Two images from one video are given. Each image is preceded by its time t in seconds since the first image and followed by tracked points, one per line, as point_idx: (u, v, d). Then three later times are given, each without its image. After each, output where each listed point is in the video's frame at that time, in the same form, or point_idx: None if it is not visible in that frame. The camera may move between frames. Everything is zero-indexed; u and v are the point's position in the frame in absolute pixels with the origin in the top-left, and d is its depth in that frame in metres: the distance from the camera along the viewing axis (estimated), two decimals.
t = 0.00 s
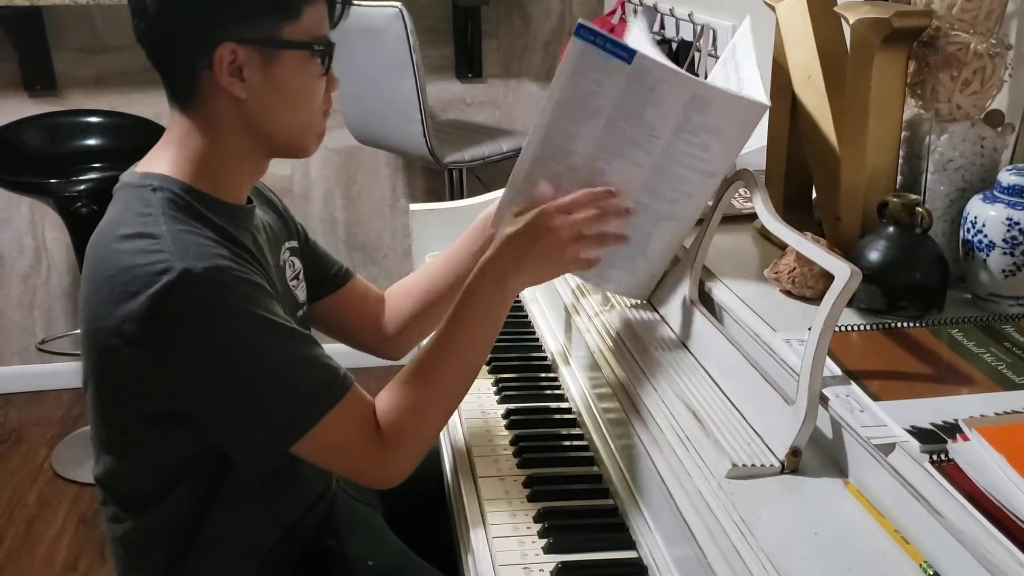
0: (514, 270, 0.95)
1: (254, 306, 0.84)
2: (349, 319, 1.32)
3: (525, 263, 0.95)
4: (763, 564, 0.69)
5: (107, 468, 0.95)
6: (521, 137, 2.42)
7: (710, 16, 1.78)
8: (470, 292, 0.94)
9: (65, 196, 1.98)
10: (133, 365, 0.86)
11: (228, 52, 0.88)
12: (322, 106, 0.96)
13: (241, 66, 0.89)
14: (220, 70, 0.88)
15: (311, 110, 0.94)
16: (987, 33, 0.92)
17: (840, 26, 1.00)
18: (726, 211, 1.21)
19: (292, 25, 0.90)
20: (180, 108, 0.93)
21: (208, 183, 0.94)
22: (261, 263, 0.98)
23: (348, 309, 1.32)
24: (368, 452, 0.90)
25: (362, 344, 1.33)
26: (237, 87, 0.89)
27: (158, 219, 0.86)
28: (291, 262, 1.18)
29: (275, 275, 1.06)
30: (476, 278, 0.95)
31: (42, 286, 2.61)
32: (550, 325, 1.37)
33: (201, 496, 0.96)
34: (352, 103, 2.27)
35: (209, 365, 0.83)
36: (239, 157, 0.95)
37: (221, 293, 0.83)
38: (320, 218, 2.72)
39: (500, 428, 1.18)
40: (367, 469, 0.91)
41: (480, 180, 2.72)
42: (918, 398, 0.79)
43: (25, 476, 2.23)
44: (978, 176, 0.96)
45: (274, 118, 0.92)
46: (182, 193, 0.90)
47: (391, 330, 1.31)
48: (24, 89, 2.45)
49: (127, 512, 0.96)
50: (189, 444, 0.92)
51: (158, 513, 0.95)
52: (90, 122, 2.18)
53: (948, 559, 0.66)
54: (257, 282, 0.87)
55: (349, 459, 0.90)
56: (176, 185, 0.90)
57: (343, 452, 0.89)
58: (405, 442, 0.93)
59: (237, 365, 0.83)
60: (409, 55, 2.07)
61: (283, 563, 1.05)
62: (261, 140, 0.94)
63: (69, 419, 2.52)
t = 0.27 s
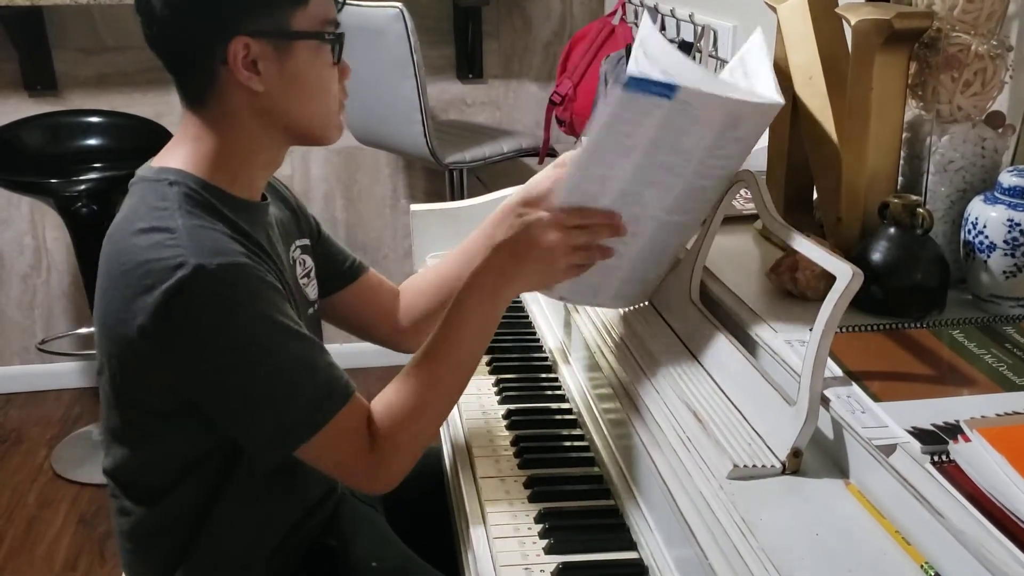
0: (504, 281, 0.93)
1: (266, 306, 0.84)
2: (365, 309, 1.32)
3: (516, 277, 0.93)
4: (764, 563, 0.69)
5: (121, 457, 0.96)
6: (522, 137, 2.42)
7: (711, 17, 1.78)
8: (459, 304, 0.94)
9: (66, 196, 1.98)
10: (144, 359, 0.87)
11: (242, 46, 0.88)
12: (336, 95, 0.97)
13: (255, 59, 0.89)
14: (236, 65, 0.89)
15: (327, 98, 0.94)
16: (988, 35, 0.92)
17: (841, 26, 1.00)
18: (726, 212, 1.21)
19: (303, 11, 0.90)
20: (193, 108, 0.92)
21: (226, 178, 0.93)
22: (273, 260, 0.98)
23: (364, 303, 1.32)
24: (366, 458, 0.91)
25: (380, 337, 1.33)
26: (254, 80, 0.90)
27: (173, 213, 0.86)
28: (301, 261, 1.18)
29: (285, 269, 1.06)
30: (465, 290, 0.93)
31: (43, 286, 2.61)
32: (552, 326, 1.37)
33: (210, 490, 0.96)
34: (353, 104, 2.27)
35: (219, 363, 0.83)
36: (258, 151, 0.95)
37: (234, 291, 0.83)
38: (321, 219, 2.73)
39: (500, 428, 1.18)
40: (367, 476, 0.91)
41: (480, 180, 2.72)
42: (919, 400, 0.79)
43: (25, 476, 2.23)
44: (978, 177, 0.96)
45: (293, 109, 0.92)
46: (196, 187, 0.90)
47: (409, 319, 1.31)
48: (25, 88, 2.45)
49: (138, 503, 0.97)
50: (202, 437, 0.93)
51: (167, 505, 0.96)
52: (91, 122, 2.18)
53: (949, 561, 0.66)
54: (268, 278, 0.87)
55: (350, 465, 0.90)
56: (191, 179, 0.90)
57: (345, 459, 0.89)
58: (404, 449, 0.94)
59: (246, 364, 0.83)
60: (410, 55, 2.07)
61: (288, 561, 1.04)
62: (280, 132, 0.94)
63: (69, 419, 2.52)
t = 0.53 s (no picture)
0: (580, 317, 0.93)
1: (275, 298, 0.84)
2: (367, 296, 1.33)
3: (597, 315, 0.92)
4: (761, 563, 0.69)
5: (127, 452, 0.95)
6: (521, 138, 2.42)
7: (710, 17, 1.78)
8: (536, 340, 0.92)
9: (65, 195, 1.98)
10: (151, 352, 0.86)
11: (241, 44, 0.88)
12: (336, 84, 0.97)
13: (255, 56, 0.89)
14: (237, 64, 0.89)
15: (326, 87, 0.95)
16: (985, 36, 0.93)
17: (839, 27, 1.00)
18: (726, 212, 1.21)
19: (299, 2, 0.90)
20: (193, 108, 0.92)
21: (232, 175, 0.94)
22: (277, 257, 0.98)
23: (371, 290, 1.33)
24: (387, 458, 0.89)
25: (386, 322, 1.34)
26: (255, 77, 0.90)
27: (179, 208, 0.86)
28: (301, 256, 1.19)
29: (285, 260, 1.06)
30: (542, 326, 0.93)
31: (42, 285, 2.61)
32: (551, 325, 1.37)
33: (214, 488, 0.96)
34: (352, 104, 2.27)
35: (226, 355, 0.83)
36: (262, 145, 0.95)
37: (242, 282, 0.82)
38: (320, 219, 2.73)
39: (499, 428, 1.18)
40: (387, 473, 0.90)
41: (479, 181, 2.72)
42: (917, 400, 0.79)
43: (23, 476, 2.23)
44: (977, 177, 0.96)
45: (295, 100, 0.93)
46: (202, 182, 0.90)
47: (417, 304, 1.33)
48: (24, 88, 2.45)
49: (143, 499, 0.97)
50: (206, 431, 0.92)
51: (171, 500, 0.96)
52: (90, 122, 2.18)
53: (947, 560, 0.66)
54: (277, 269, 0.87)
55: (367, 461, 0.88)
56: (196, 173, 0.90)
57: (360, 453, 0.88)
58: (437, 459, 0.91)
59: (253, 356, 0.83)
60: (409, 56, 2.07)
61: (289, 561, 1.04)
62: (282, 124, 0.95)
63: (67, 418, 2.52)
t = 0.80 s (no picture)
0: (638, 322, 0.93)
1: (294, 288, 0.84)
2: (367, 294, 1.32)
3: (667, 319, 0.92)
4: (762, 562, 0.69)
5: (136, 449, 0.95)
6: (521, 138, 2.42)
7: (710, 18, 1.78)
8: (588, 345, 0.93)
9: (66, 195, 1.98)
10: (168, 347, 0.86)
11: (243, 40, 0.88)
12: (338, 79, 0.97)
13: (257, 51, 0.89)
14: (239, 60, 0.89)
15: (329, 80, 0.95)
16: (986, 36, 0.93)
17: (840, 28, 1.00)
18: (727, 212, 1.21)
19: None
20: (197, 105, 0.92)
21: (237, 171, 0.94)
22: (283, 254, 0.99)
23: (373, 289, 1.32)
24: (415, 443, 0.90)
25: (386, 320, 1.34)
26: (258, 73, 0.90)
27: (191, 204, 0.86)
28: (303, 252, 1.19)
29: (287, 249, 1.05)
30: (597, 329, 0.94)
31: (42, 284, 2.61)
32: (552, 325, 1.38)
33: (222, 485, 0.96)
34: (353, 104, 2.27)
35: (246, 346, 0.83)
36: (266, 141, 0.95)
37: (260, 274, 0.82)
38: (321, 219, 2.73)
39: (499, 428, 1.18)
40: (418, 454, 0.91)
41: (480, 181, 2.72)
42: (917, 400, 0.79)
43: (24, 475, 2.23)
44: (978, 178, 0.96)
45: (297, 96, 0.93)
46: (211, 178, 0.90)
47: (417, 300, 1.33)
48: (25, 87, 2.45)
49: (152, 495, 0.97)
50: (216, 428, 0.92)
51: (178, 497, 0.95)
52: (91, 121, 2.18)
53: (947, 561, 0.66)
54: (292, 262, 0.87)
55: (392, 443, 0.90)
56: (205, 169, 0.91)
57: (388, 436, 0.89)
58: (466, 447, 0.92)
59: (274, 346, 0.83)
60: (410, 56, 2.07)
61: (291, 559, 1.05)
62: (285, 120, 0.95)
63: (68, 417, 2.52)
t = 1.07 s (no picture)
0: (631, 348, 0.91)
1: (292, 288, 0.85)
2: (370, 293, 1.33)
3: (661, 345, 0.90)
4: (764, 563, 0.69)
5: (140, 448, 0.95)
6: (522, 138, 2.42)
7: (710, 18, 1.78)
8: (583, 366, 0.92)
9: (66, 194, 1.98)
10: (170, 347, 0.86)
11: (246, 37, 0.88)
12: (343, 78, 0.98)
13: (260, 49, 0.89)
14: (242, 57, 0.88)
15: (333, 79, 0.96)
16: (988, 37, 0.93)
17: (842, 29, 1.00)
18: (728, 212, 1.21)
19: None
20: (201, 103, 0.92)
21: (241, 170, 0.94)
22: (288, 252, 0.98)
23: (375, 285, 1.33)
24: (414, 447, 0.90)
25: (387, 319, 1.35)
26: (261, 70, 0.90)
27: (196, 203, 0.86)
28: (307, 253, 1.19)
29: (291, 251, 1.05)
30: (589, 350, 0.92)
31: (42, 284, 2.61)
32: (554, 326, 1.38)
33: (224, 485, 0.96)
34: (354, 104, 2.27)
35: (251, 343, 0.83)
36: (271, 140, 0.95)
37: (262, 273, 0.82)
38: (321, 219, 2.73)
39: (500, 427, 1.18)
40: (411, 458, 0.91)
41: (480, 180, 2.72)
42: (918, 400, 0.79)
43: (24, 474, 2.23)
44: (979, 178, 0.96)
45: (301, 94, 0.93)
46: (216, 177, 0.90)
47: (419, 299, 1.33)
48: (25, 87, 2.45)
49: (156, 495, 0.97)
50: (219, 427, 0.92)
51: (181, 496, 0.95)
52: (92, 121, 2.18)
53: (950, 561, 0.66)
54: (293, 261, 0.87)
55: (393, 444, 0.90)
56: (210, 168, 0.90)
57: (391, 435, 0.89)
58: (462, 454, 0.91)
59: (277, 345, 0.83)
60: (410, 56, 2.08)
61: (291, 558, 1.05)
62: (289, 119, 0.95)
63: (68, 417, 2.52)
